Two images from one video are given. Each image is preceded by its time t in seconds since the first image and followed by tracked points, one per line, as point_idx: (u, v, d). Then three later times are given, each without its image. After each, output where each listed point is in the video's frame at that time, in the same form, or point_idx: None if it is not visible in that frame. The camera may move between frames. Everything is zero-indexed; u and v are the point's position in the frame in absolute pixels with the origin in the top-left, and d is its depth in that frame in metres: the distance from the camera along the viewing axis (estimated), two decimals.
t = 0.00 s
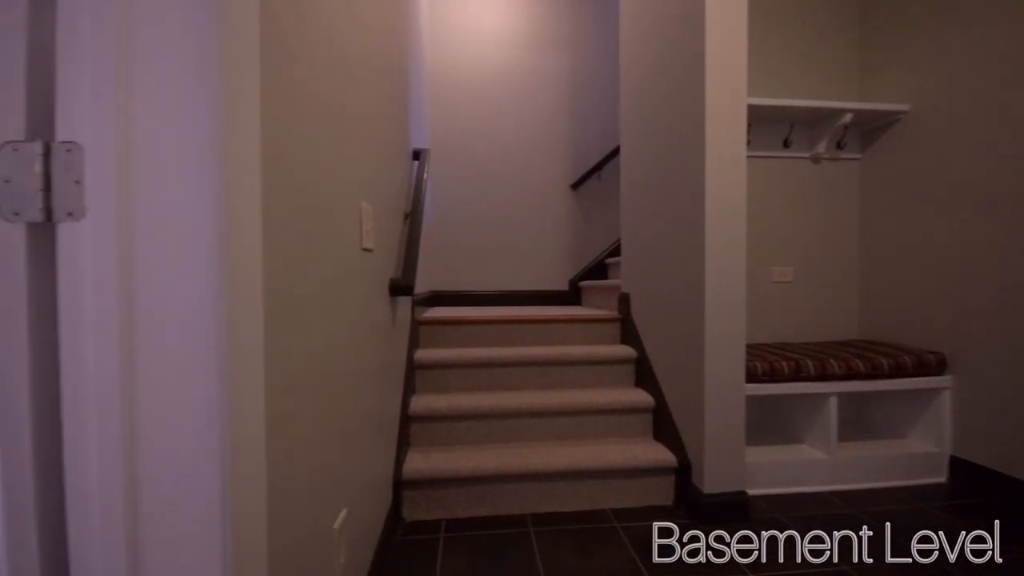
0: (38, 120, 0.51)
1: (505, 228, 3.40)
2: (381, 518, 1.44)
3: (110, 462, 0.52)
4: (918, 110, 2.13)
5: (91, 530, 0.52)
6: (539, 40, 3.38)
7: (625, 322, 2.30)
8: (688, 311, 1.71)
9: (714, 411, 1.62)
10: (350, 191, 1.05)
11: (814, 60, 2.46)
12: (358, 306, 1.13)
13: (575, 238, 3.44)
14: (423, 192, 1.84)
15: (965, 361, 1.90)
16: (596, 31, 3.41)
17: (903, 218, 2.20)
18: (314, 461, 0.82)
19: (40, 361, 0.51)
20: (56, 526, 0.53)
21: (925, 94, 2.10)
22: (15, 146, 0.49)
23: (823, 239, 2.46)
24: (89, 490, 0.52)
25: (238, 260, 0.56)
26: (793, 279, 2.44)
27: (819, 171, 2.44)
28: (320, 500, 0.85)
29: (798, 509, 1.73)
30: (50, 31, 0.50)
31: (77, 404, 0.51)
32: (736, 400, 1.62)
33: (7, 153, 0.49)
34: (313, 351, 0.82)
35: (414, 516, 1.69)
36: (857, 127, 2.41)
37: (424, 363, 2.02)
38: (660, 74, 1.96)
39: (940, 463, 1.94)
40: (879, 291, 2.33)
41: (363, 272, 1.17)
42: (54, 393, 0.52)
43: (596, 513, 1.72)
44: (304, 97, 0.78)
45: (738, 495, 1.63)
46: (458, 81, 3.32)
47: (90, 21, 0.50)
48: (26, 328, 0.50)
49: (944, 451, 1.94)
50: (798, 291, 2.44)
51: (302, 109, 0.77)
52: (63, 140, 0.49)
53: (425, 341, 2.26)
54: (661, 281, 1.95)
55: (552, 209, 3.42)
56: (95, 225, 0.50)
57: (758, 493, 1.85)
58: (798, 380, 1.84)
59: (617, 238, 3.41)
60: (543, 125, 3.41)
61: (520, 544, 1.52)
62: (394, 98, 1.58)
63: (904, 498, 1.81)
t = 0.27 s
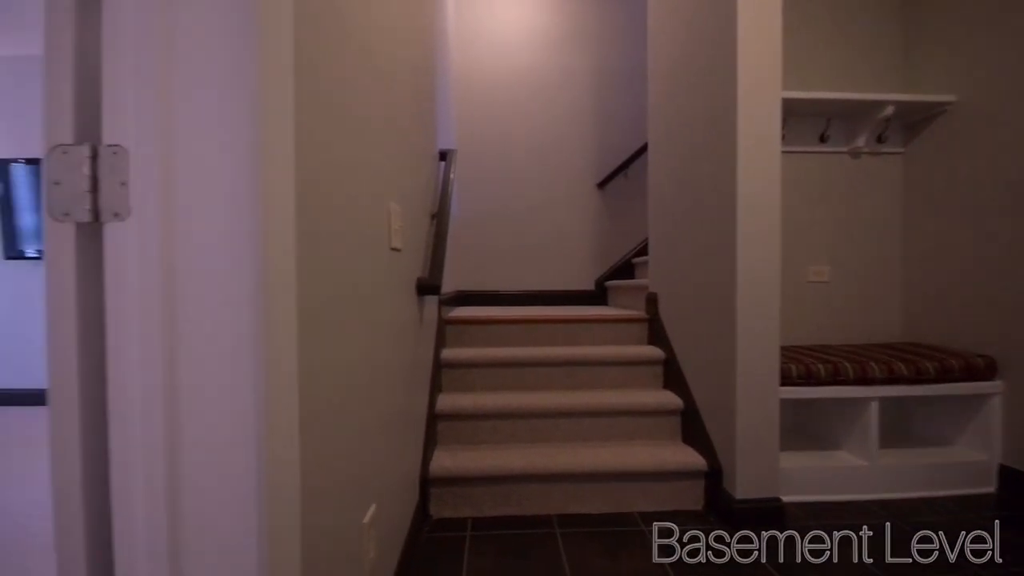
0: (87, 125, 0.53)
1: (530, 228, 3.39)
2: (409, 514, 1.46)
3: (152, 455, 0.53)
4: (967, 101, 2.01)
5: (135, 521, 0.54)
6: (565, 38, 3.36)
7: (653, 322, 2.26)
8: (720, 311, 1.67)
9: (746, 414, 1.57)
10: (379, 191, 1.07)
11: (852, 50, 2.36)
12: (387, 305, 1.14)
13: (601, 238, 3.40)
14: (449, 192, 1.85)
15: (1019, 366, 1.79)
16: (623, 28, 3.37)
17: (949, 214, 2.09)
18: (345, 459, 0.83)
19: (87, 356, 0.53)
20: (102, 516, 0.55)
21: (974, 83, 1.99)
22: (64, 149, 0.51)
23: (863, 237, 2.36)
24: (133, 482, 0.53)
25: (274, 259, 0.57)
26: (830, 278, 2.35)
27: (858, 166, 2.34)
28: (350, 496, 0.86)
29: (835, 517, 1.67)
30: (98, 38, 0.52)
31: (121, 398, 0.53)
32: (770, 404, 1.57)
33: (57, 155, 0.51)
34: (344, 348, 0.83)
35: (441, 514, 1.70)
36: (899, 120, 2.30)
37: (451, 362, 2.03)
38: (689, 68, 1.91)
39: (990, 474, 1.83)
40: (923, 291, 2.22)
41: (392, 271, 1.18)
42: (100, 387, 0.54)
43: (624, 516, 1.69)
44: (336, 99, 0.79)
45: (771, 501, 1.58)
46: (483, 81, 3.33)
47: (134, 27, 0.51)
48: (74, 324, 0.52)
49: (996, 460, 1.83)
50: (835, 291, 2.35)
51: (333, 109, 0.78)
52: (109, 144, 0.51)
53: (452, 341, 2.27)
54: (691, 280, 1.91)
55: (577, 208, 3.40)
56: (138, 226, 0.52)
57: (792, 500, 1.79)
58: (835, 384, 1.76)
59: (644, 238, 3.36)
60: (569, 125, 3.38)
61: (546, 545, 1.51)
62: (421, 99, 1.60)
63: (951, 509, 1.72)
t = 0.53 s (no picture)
0: (138, 130, 0.55)
1: (558, 227, 3.38)
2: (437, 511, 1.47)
3: (196, 447, 0.55)
4: None
5: (182, 510, 0.56)
6: (593, 35, 3.33)
7: (684, 323, 2.22)
8: (755, 311, 1.62)
9: (783, 418, 1.51)
10: (410, 191, 1.08)
11: (898, 38, 2.25)
12: (417, 304, 1.15)
13: (630, 237, 3.35)
14: (477, 192, 1.86)
15: None
16: (652, 23, 3.31)
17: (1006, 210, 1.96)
18: (377, 456, 0.84)
19: (137, 350, 0.56)
20: (151, 504, 0.57)
21: None
22: (117, 153, 0.54)
23: (909, 234, 2.24)
24: (179, 471, 0.55)
25: (311, 257, 0.58)
26: (873, 278, 2.24)
27: (903, 160, 2.23)
28: (382, 491, 0.87)
29: (878, 528, 1.59)
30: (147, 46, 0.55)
31: (169, 391, 0.55)
32: (808, 408, 1.51)
33: (110, 159, 0.54)
34: (377, 346, 0.84)
35: (469, 511, 1.71)
36: (950, 111, 2.18)
37: (479, 361, 2.04)
38: (723, 62, 1.86)
39: None
40: (976, 291, 2.10)
41: (422, 270, 1.19)
42: (149, 380, 0.56)
43: (654, 520, 1.66)
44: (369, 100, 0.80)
45: (811, 509, 1.52)
46: (511, 81, 3.34)
47: (180, 34, 0.53)
48: (126, 320, 0.55)
49: None
50: (879, 291, 2.24)
51: (367, 111, 0.79)
52: (158, 148, 0.54)
53: (480, 340, 2.28)
54: (724, 280, 1.86)
55: (605, 207, 3.36)
56: (183, 225, 0.54)
57: (832, 508, 1.72)
58: (879, 389, 1.68)
59: (674, 236, 3.29)
60: (597, 122, 3.35)
61: (575, 547, 1.50)
62: (450, 100, 1.61)
63: (1006, 522, 1.61)
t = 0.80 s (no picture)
0: (180, 134, 0.58)
1: (584, 226, 3.35)
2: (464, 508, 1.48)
3: (234, 439, 0.57)
4: None
5: (221, 499, 0.58)
6: (620, 31, 3.29)
7: (714, 323, 2.17)
8: (790, 312, 1.56)
9: (820, 422, 1.46)
10: (438, 191, 1.09)
11: (944, 26, 2.13)
12: (445, 302, 1.16)
13: (657, 236, 3.30)
14: (503, 192, 1.86)
15: None
16: (681, 18, 3.25)
17: None
18: (405, 452, 0.85)
19: (181, 345, 0.58)
20: (191, 494, 0.60)
21: None
22: (161, 156, 0.57)
23: (957, 231, 2.13)
24: (218, 462, 0.57)
25: (343, 256, 0.59)
26: (916, 277, 2.14)
27: (950, 153, 2.12)
28: (410, 487, 0.89)
29: (921, 538, 1.52)
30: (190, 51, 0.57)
31: (209, 384, 0.57)
32: (847, 413, 1.45)
33: (155, 162, 0.57)
34: (405, 343, 0.85)
35: (495, 509, 1.71)
36: (1001, 100, 2.06)
37: (505, 359, 2.05)
38: (756, 54, 1.81)
39: None
40: None
41: (449, 269, 1.20)
42: (191, 375, 0.59)
43: (682, 523, 1.63)
44: (398, 101, 0.81)
45: (849, 517, 1.46)
46: (537, 80, 3.33)
47: (219, 41, 0.56)
48: (170, 315, 0.57)
49: None
50: (923, 291, 2.14)
51: (396, 112, 0.80)
52: (199, 151, 0.56)
53: (506, 338, 2.29)
54: (757, 279, 1.80)
55: (632, 206, 3.32)
56: (223, 225, 0.56)
57: (871, 517, 1.65)
58: (923, 393, 1.61)
59: (703, 235, 3.22)
60: (624, 120, 3.31)
61: (602, 548, 1.49)
62: (477, 100, 1.62)
63: None
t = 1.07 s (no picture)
0: (219, 138, 0.60)
1: (610, 226, 3.32)
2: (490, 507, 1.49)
3: (269, 435, 0.58)
4: None
5: (257, 493, 0.59)
6: (647, 28, 3.24)
7: (745, 324, 2.11)
8: (826, 313, 1.51)
9: (858, 428, 1.40)
10: (465, 191, 1.10)
11: (994, 11, 2.02)
12: (472, 302, 1.17)
13: (685, 235, 3.24)
14: (529, 191, 1.86)
15: None
16: (711, 12, 3.18)
17: None
18: (433, 451, 0.86)
19: (220, 342, 0.60)
20: (229, 487, 0.62)
21: None
22: (201, 159, 0.59)
23: (1008, 228, 2.01)
24: (255, 456, 0.59)
25: (374, 256, 0.60)
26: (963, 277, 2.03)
27: (1000, 146, 2.00)
28: (438, 486, 0.89)
29: (968, 551, 1.44)
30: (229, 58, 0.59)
31: (246, 381, 0.59)
32: (888, 418, 1.39)
33: (196, 166, 0.59)
34: (433, 342, 0.86)
35: (521, 510, 1.71)
36: None
37: (530, 359, 2.04)
38: (790, 47, 1.75)
39: None
40: None
41: (476, 268, 1.21)
42: (230, 371, 0.61)
43: (712, 529, 1.60)
44: (426, 101, 0.82)
45: (890, 528, 1.39)
46: (562, 79, 3.32)
47: (256, 47, 0.57)
48: (209, 313, 0.59)
49: None
50: (970, 291, 2.03)
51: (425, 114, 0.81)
52: (237, 154, 0.58)
53: (531, 339, 2.28)
54: (791, 279, 1.75)
55: (659, 205, 3.26)
56: (259, 225, 0.58)
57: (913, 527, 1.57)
58: (970, 399, 1.52)
59: (734, 234, 3.14)
60: (651, 118, 3.26)
61: (629, 552, 1.47)
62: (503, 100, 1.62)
63: None
